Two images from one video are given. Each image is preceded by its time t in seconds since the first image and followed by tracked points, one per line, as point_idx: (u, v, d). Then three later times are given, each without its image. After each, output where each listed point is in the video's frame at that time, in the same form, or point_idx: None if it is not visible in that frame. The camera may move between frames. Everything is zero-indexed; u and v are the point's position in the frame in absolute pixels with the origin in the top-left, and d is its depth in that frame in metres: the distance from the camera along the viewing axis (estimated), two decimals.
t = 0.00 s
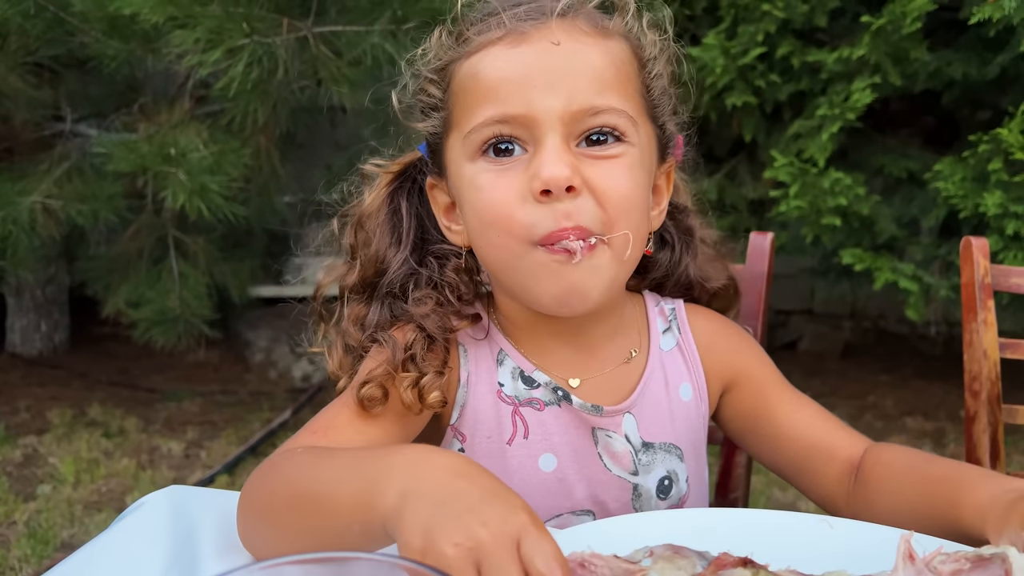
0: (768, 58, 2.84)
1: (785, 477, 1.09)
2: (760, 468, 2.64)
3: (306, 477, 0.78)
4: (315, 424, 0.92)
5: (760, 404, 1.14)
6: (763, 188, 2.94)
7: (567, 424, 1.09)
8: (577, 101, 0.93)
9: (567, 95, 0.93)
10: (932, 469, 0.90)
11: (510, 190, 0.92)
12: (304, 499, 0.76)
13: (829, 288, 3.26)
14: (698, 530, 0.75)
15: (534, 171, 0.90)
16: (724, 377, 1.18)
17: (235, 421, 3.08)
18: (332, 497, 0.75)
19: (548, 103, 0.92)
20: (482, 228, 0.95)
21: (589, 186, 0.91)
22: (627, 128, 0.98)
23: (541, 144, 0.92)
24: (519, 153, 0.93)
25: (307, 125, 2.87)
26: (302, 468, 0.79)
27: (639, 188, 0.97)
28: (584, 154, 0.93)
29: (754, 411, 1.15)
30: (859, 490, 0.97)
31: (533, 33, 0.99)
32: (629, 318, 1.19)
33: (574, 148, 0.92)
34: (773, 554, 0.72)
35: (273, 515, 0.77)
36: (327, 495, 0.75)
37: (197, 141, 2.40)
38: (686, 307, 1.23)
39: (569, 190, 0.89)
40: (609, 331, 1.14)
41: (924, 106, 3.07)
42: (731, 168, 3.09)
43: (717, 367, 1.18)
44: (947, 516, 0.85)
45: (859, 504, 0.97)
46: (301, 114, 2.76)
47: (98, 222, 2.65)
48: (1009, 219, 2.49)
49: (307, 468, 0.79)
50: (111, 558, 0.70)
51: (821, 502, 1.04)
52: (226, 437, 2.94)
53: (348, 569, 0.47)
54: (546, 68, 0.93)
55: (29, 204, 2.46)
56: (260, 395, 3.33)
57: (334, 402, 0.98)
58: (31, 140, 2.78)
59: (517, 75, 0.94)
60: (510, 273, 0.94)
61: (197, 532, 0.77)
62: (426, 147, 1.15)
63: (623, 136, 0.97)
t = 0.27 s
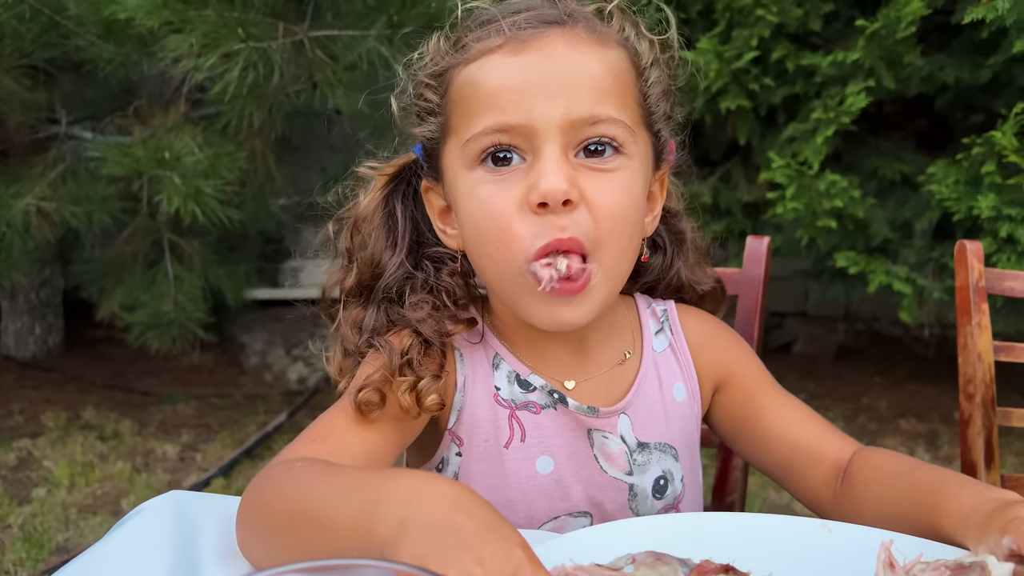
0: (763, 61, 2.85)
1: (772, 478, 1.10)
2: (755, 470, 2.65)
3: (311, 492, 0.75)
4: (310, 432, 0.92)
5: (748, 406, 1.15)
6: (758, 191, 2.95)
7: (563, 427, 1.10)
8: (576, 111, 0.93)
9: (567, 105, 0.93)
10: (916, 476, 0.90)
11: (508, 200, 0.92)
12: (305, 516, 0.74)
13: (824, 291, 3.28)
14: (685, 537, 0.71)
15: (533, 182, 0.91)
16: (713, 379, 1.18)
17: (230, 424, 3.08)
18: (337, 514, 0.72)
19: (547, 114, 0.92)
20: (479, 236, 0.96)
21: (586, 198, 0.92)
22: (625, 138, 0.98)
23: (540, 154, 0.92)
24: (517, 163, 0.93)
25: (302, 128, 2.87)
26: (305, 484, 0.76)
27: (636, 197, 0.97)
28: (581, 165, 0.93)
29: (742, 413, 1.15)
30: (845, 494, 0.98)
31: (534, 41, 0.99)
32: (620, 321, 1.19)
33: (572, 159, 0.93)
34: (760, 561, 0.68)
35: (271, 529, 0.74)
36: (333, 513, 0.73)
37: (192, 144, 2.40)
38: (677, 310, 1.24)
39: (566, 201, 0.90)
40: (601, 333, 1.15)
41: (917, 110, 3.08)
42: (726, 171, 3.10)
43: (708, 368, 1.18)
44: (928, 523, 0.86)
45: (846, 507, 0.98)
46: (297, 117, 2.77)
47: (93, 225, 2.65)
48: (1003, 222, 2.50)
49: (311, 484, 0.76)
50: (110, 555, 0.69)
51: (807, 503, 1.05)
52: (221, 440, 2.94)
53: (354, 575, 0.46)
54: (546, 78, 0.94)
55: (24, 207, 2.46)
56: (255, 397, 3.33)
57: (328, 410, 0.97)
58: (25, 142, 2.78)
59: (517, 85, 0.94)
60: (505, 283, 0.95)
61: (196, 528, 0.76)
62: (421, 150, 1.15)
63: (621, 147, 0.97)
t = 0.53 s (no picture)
0: (756, 64, 2.87)
1: (766, 478, 1.11)
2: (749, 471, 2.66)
3: (315, 499, 0.75)
4: (309, 435, 0.92)
5: (743, 406, 1.15)
6: (751, 193, 2.96)
7: (562, 427, 1.10)
8: (587, 124, 0.94)
9: (579, 118, 0.93)
10: (908, 478, 0.91)
11: (514, 210, 0.93)
12: (308, 523, 0.74)
13: (816, 292, 3.29)
14: (679, 538, 0.71)
15: (540, 194, 0.91)
16: (710, 379, 1.19)
17: (224, 426, 3.07)
18: (341, 521, 0.72)
19: (559, 125, 0.92)
20: (482, 243, 0.96)
21: (593, 212, 0.92)
22: (634, 152, 0.99)
23: (549, 165, 0.93)
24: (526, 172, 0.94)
25: (296, 129, 2.87)
26: (310, 490, 0.76)
27: (640, 210, 0.98)
28: (589, 177, 0.94)
29: (737, 413, 1.16)
30: (839, 495, 0.98)
31: (549, 48, 0.99)
32: (618, 321, 1.19)
33: (580, 172, 0.93)
34: (760, 561, 0.69)
35: (272, 535, 0.74)
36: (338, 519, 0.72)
37: (187, 145, 2.40)
38: (674, 311, 1.24)
39: (573, 215, 0.91)
40: (600, 334, 1.15)
41: (909, 112, 3.10)
42: (719, 173, 3.11)
43: (703, 369, 1.19)
44: (923, 525, 0.86)
45: (840, 508, 0.98)
46: (291, 118, 2.77)
47: (87, 226, 2.64)
48: (994, 225, 2.52)
49: (316, 490, 0.76)
50: (112, 557, 0.68)
51: (801, 503, 1.05)
52: (215, 442, 2.93)
53: None
54: (560, 89, 0.94)
55: (17, 208, 2.45)
56: (249, 399, 3.32)
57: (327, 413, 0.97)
58: (18, 143, 2.76)
59: (530, 94, 0.94)
60: (507, 291, 0.95)
61: (196, 531, 0.76)
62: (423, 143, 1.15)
63: (628, 161, 0.98)
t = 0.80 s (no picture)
0: (749, 66, 2.88)
1: (762, 479, 1.11)
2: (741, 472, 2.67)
3: (314, 503, 0.75)
4: (307, 438, 0.92)
5: (740, 407, 1.16)
6: (744, 194, 2.98)
7: (562, 428, 1.10)
8: (598, 135, 0.94)
9: (590, 129, 0.94)
10: (905, 479, 0.91)
11: (523, 217, 0.93)
12: (308, 526, 0.74)
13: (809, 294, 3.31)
14: (677, 539, 0.72)
15: (550, 203, 0.91)
16: (708, 378, 1.19)
17: (216, 427, 3.06)
18: (340, 525, 0.72)
19: (570, 136, 0.93)
20: (487, 248, 0.96)
21: (601, 222, 0.93)
22: (641, 163, 1.00)
23: (559, 174, 0.93)
24: (535, 179, 0.94)
25: (289, 130, 2.87)
26: (308, 494, 0.76)
27: (645, 220, 0.99)
28: (598, 187, 0.94)
29: (733, 414, 1.16)
30: (835, 495, 0.99)
31: (562, 58, 1.00)
32: (617, 322, 1.19)
33: (589, 183, 0.94)
34: (761, 561, 0.69)
35: (273, 537, 0.74)
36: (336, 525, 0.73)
37: (181, 145, 2.39)
38: (673, 313, 1.25)
39: (581, 225, 0.91)
40: (600, 335, 1.15)
41: (901, 114, 3.12)
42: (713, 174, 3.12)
43: (700, 369, 1.19)
44: (919, 526, 0.87)
45: (835, 509, 0.99)
46: (286, 118, 2.76)
47: (80, 227, 2.63)
48: (983, 226, 2.53)
49: (315, 494, 0.76)
50: (113, 558, 0.69)
51: (797, 504, 1.06)
52: (207, 443, 2.92)
53: None
54: (574, 99, 0.94)
55: (9, 208, 2.44)
56: (242, 400, 3.31)
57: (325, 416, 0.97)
58: (10, 143, 2.75)
59: (542, 102, 0.94)
60: (511, 296, 0.95)
61: (195, 533, 0.76)
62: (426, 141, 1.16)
63: (635, 172, 0.99)
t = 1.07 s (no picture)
0: (743, 67, 2.89)
1: (759, 481, 1.12)
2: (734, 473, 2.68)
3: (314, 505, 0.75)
4: (305, 440, 0.92)
5: (738, 409, 1.16)
6: (737, 196, 2.99)
7: (561, 430, 1.10)
8: (617, 137, 0.95)
9: (610, 131, 0.94)
10: (902, 481, 0.92)
11: (540, 216, 0.92)
12: (308, 528, 0.74)
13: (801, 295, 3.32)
14: (678, 541, 0.72)
15: (569, 204, 0.91)
16: (707, 379, 1.20)
17: (210, 427, 3.05)
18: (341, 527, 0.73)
19: (590, 137, 0.93)
20: (502, 246, 0.96)
21: (617, 224, 0.93)
22: (654, 168, 1.00)
23: (578, 176, 0.93)
24: (553, 179, 0.94)
25: (284, 130, 2.87)
26: (309, 496, 0.77)
27: (657, 225, 0.99)
28: (615, 189, 0.95)
29: (731, 415, 1.17)
30: (832, 497, 1.00)
31: (582, 60, 1.00)
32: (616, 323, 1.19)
33: (606, 185, 0.94)
34: (761, 562, 0.69)
35: (271, 539, 0.74)
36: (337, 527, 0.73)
37: (175, 144, 2.38)
38: (671, 315, 1.25)
39: (599, 227, 0.91)
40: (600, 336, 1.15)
41: (893, 116, 3.14)
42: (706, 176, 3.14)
43: (699, 371, 1.20)
44: (917, 526, 0.87)
45: (832, 510, 1.00)
46: (280, 118, 2.76)
47: (73, 226, 2.62)
48: (975, 227, 2.55)
49: (314, 496, 0.76)
50: (112, 558, 0.69)
51: (793, 505, 1.07)
52: (201, 443, 2.91)
53: None
54: (595, 102, 0.94)
55: (2, 207, 2.42)
56: (235, 401, 3.30)
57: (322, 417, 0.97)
58: (2, 142, 2.74)
59: (563, 102, 0.94)
60: (525, 295, 0.95)
61: (194, 534, 0.76)
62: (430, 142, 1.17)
63: (650, 176, 0.99)
